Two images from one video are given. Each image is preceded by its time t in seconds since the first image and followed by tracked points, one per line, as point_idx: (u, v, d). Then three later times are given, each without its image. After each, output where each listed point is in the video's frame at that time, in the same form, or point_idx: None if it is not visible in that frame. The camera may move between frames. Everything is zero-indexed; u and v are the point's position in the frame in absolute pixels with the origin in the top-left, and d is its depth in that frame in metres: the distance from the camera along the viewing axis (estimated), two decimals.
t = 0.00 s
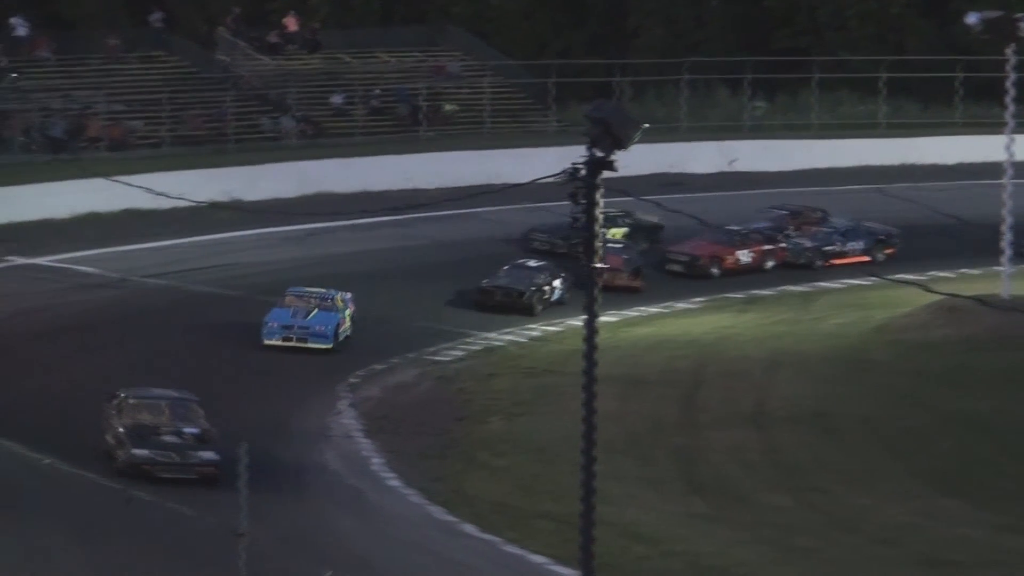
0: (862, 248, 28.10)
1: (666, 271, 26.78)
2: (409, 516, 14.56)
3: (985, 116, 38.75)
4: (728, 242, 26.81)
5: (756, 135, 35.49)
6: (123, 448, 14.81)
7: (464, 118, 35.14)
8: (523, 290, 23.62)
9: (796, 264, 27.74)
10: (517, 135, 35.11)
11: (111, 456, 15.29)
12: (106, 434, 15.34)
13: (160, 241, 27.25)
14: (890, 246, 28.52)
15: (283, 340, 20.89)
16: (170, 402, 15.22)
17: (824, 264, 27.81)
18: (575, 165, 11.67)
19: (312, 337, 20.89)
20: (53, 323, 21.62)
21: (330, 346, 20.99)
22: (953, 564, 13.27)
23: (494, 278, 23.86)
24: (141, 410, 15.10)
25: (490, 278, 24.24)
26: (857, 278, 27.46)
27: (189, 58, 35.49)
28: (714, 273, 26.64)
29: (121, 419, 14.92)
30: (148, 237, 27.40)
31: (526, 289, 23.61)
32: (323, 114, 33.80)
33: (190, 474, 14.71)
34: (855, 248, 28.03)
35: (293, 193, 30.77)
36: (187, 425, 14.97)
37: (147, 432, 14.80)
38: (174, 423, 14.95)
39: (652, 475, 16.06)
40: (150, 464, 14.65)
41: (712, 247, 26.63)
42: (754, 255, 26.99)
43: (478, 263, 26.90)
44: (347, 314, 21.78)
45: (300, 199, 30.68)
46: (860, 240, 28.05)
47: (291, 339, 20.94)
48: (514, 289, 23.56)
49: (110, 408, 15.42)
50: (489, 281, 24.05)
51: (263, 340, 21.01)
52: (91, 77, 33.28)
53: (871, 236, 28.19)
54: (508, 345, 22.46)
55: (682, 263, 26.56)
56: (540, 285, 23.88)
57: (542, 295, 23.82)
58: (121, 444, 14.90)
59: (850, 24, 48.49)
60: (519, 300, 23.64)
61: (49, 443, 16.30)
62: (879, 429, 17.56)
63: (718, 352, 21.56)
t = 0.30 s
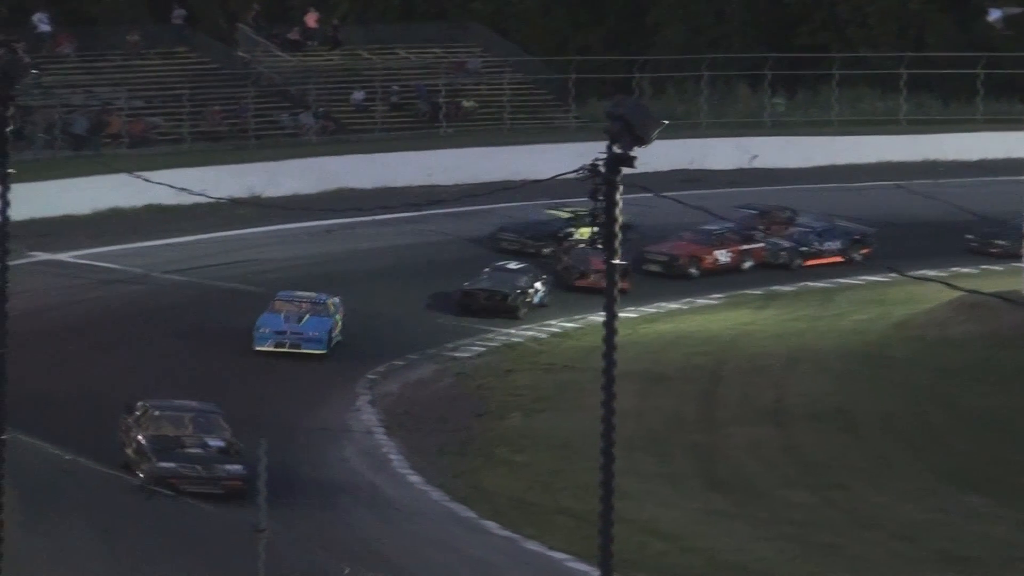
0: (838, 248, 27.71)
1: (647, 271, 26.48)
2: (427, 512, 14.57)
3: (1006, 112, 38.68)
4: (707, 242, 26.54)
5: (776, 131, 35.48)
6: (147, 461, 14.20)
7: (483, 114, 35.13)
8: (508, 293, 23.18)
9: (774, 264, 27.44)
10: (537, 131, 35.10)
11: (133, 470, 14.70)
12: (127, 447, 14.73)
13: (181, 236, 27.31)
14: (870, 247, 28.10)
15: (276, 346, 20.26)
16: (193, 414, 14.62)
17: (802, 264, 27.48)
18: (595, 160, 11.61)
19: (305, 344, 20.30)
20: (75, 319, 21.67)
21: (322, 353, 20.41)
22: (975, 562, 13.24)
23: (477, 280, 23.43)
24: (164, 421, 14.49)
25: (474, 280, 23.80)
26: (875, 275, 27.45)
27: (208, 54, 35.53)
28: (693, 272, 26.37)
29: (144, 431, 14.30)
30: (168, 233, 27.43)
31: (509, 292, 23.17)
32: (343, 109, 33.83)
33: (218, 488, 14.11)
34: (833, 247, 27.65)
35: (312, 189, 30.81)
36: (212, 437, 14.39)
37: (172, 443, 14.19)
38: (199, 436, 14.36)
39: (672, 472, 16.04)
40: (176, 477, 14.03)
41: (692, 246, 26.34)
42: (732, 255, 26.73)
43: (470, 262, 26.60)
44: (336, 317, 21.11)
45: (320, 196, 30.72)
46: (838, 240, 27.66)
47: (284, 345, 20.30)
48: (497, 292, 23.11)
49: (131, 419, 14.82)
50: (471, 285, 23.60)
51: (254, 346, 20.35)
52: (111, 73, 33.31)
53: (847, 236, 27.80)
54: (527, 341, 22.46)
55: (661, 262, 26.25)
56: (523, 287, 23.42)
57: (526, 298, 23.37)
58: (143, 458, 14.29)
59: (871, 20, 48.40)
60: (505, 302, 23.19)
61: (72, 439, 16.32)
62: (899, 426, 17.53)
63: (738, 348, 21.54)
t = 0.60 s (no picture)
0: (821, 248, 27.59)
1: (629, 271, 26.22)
2: (438, 510, 14.56)
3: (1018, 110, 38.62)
4: (690, 242, 26.29)
5: (787, 129, 35.45)
6: (163, 472, 13.62)
7: (494, 112, 35.12)
8: (496, 295, 22.85)
9: (757, 264, 27.29)
10: (547, 128, 35.10)
11: (148, 482, 14.12)
12: (143, 458, 14.17)
13: (193, 234, 27.34)
14: (852, 247, 28.02)
15: (271, 350, 19.76)
16: (208, 423, 14.07)
17: (785, 264, 27.37)
18: (607, 159, 11.57)
19: (301, 348, 19.80)
20: (87, 316, 21.71)
21: (318, 357, 19.91)
22: (988, 559, 13.22)
23: (463, 283, 23.06)
24: (179, 431, 13.93)
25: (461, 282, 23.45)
26: (887, 272, 27.44)
27: (219, 52, 35.55)
28: (676, 273, 26.15)
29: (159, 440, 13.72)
30: (180, 231, 27.46)
31: (498, 294, 22.84)
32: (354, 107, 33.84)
33: (238, 499, 13.55)
34: (816, 248, 27.53)
35: (324, 187, 30.85)
36: (230, 446, 13.81)
37: (189, 453, 13.61)
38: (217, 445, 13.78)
39: (683, 469, 16.05)
40: (195, 489, 13.48)
41: (674, 246, 26.08)
42: (716, 255, 26.47)
43: (463, 263, 26.33)
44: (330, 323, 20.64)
45: (332, 194, 30.75)
46: (820, 240, 27.55)
47: (279, 349, 19.81)
48: (485, 294, 22.77)
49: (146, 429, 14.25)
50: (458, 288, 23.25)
51: (249, 350, 19.85)
52: (123, 71, 33.34)
53: (831, 236, 27.70)
54: (538, 339, 22.46)
55: (644, 264, 26.03)
56: (511, 289, 23.09)
57: (513, 299, 23.07)
58: (159, 468, 13.71)
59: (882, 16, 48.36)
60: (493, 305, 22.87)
61: (85, 436, 16.36)
62: (910, 424, 17.51)
63: (749, 346, 21.53)
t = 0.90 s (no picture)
0: (806, 248, 27.40)
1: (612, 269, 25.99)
2: (450, 508, 14.58)
3: None
4: (676, 242, 25.83)
5: (800, 127, 35.41)
6: (183, 485, 13.19)
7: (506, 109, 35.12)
8: (486, 298, 22.43)
9: (742, 264, 26.95)
10: (559, 125, 35.09)
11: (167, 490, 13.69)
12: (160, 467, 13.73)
13: (205, 231, 27.36)
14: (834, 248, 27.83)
15: (269, 356, 19.43)
16: (227, 431, 13.62)
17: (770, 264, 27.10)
18: (619, 157, 11.53)
19: (299, 352, 19.47)
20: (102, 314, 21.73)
21: (316, 361, 19.58)
22: (999, 557, 13.22)
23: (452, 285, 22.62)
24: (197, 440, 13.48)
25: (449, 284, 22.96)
26: (899, 271, 27.42)
27: (231, 50, 35.58)
28: (663, 274, 25.68)
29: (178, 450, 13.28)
30: (192, 229, 27.45)
31: (488, 297, 22.42)
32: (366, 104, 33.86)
33: (260, 512, 13.19)
34: (800, 248, 27.34)
35: (336, 184, 30.87)
36: (249, 456, 13.40)
37: (209, 464, 13.19)
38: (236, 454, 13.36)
39: (695, 467, 16.03)
40: (216, 502, 13.09)
41: (662, 246, 25.59)
42: (702, 256, 26.08)
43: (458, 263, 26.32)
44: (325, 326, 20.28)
45: (344, 191, 30.77)
46: (804, 240, 27.36)
47: (276, 354, 19.48)
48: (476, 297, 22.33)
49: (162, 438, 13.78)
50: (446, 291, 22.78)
51: (246, 355, 19.51)
52: (134, 69, 33.38)
53: (814, 236, 27.49)
54: (550, 337, 22.46)
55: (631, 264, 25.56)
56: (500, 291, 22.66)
57: (503, 302, 22.64)
58: (178, 480, 13.28)
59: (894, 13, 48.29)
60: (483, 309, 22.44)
61: (99, 434, 16.36)
62: (923, 421, 17.49)
63: (761, 344, 21.53)
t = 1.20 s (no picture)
0: (792, 248, 27.24)
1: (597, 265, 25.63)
2: (464, 506, 14.58)
3: None
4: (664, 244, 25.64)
5: (814, 124, 35.38)
6: (207, 498, 12.63)
7: (520, 107, 35.11)
8: (478, 301, 22.12)
9: (731, 265, 26.77)
10: (573, 123, 35.09)
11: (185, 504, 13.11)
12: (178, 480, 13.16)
13: (220, 229, 27.40)
14: (819, 248, 27.65)
15: (269, 361, 19.00)
16: (250, 442, 13.09)
17: (758, 265, 26.85)
18: (633, 154, 11.49)
19: (299, 358, 18.99)
20: (118, 312, 21.78)
21: (316, 367, 19.11)
22: (1014, 556, 13.21)
23: (443, 289, 22.29)
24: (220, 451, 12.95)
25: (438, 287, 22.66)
26: (914, 268, 27.41)
27: (245, 47, 35.61)
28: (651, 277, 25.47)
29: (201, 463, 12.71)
30: (207, 227, 27.49)
31: (480, 300, 22.11)
32: (379, 102, 33.87)
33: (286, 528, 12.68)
34: (787, 248, 27.15)
35: (350, 182, 30.92)
36: (275, 469, 12.86)
37: (235, 478, 12.62)
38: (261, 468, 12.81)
39: (708, 465, 16.04)
40: (243, 517, 12.54)
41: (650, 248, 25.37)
42: (690, 257, 25.86)
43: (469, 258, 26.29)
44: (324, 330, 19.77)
45: (358, 189, 30.80)
46: (790, 240, 27.16)
47: (277, 360, 19.04)
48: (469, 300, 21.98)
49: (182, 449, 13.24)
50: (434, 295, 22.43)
51: (246, 359, 19.10)
52: (149, 67, 33.44)
53: (800, 237, 27.32)
54: (564, 335, 22.46)
55: (619, 266, 25.32)
56: (491, 294, 22.37)
57: (495, 306, 22.35)
58: (200, 494, 12.71)
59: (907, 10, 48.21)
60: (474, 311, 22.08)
61: (115, 432, 16.39)
62: (937, 419, 17.47)
63: (775, 341, 21.52)
